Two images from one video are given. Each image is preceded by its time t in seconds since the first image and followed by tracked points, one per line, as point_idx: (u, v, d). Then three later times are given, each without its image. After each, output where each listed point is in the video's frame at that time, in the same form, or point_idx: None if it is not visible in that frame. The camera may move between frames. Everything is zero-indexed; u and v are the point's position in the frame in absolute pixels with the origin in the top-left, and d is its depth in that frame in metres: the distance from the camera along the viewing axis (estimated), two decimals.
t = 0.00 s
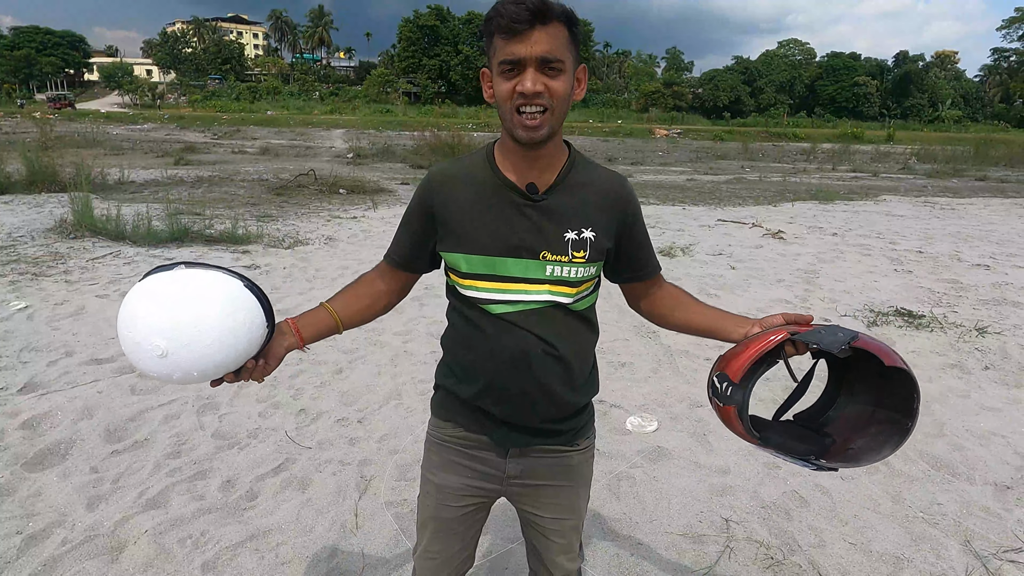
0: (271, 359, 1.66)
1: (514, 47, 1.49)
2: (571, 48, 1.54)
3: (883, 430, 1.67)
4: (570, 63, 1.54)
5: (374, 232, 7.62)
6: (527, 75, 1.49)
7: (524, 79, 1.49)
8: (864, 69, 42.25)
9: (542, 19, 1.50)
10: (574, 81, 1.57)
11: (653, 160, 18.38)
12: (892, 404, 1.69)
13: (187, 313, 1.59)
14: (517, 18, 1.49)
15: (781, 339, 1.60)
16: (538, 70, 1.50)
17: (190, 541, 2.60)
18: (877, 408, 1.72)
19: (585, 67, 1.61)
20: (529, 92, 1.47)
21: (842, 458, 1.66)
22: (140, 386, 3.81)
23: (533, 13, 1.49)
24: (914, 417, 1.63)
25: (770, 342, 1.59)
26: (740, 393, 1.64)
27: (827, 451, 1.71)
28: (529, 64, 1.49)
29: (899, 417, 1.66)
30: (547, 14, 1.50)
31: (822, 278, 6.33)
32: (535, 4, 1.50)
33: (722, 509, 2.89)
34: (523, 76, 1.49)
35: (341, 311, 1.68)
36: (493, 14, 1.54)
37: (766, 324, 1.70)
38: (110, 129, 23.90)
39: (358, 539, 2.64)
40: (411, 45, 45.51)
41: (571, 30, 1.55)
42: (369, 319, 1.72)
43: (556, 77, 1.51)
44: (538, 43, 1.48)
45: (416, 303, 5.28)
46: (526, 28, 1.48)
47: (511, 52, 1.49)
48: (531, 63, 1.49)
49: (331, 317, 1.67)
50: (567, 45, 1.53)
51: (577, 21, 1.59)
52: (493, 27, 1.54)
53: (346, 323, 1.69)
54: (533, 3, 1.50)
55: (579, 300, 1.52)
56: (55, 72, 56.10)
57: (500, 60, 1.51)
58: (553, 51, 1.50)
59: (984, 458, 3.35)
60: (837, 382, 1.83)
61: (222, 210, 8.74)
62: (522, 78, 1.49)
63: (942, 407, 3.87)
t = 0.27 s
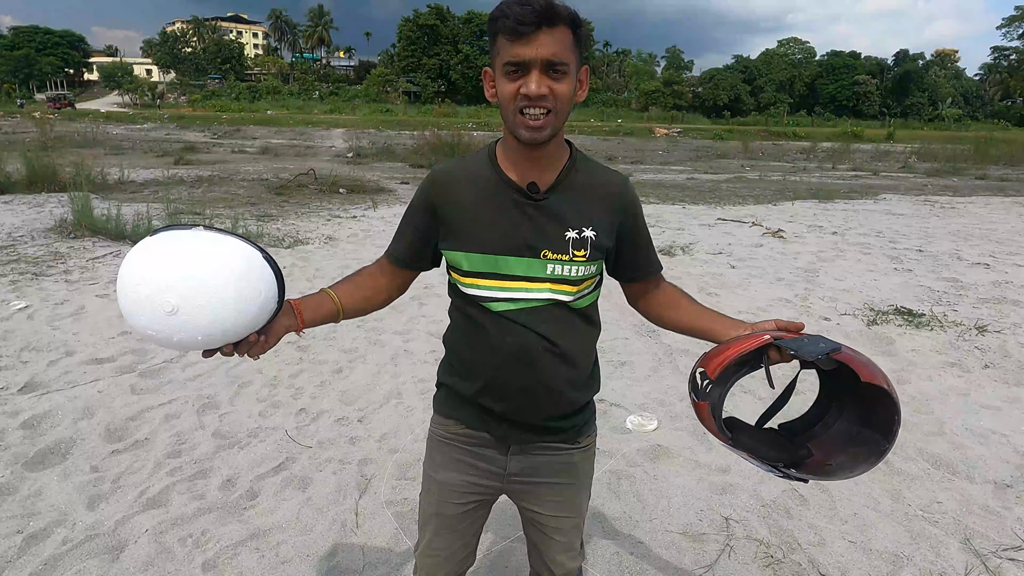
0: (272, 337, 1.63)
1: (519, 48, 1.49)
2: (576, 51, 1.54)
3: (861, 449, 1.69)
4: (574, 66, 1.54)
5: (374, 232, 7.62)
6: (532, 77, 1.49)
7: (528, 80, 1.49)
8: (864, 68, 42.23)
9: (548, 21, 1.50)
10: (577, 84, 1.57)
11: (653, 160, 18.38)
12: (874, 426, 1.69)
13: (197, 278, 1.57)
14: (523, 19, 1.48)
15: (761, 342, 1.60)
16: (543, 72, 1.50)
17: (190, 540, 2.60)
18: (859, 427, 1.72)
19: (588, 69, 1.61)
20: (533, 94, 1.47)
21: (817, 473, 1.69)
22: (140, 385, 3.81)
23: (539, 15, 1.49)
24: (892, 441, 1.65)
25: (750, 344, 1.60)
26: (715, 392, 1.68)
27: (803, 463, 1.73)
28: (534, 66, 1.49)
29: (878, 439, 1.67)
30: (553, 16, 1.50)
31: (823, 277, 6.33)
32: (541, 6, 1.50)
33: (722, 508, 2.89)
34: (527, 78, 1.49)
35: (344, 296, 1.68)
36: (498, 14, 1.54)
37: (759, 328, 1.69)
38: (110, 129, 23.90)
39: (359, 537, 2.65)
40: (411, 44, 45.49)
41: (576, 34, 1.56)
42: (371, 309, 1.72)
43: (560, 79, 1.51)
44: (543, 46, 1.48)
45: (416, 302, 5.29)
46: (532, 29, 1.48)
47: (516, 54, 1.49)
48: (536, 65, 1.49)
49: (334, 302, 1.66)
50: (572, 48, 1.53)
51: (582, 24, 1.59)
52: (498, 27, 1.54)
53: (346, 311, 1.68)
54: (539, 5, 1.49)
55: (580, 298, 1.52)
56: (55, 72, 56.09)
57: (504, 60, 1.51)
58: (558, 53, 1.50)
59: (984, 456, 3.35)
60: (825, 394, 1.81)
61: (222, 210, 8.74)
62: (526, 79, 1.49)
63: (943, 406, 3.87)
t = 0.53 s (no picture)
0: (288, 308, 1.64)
1: (514, 47, 1.49)
2: (571, 50, 1.55)
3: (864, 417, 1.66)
4: (569, 65, 1.54)
5: (374, 231, 7.62)
6: (527, 76, 1.49)
7: (523, 80, 1.49)
8: (863, 67, 42.21)
9: (543, 21, 1.50)
10: (572, 83, 1.57)
11: (653, 159, 18.38)
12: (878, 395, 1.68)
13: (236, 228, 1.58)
14: (519, 19, 1.48)
15: (751, 312, 1.61)
16: (538, 71, 1.50)
17: (190, 539, 2.60)
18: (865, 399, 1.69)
19: (584, 68, 1.61)
20: (528, 93, 1.47)
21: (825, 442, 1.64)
22: (140, 385, 3.82)
23: (533, 14, 1.49)
24: (895, 402, 1.63)
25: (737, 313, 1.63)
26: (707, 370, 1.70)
27: (809, 436, 1.69)
28: (529, 65, 1.49)
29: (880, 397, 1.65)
30: (548, 15, 1.51)
31: (822, 275, 6.34)
32: (536, 5, 1.50)
33: (721, 506, 2.90)
34: (522, 77, 1.49)
35: (354, 281, 1.71)
36: (493, 13, 1.54)
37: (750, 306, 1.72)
38: (110, 129, 23.87)
39: (358, 536, 2.65)
40: (411, 44, 45.48)
41: (571, 33, 1.56)
42: (378, 299, 1.74)
43: (555, 79, 1.51)
44: (538, 45, 1.48)
45: (415, 302, 5.29)
46: (527, 28, 1.48)
47: (511, 53, 1.49)
48: (531, 64, 1.49)
49: (343, 283, 1.70)
50: (567, 47, 1.54)
51: (577, 23, 1.59)
52: (493, 27, 1.54)
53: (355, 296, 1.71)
54: (534, 4, 1.49)
55: (578, 296, 1.52)
56: (55, 72, 56.06)
57: (499, 60, 1.51)
58: (553, 52, 1.50)
59: (983, 455, 3.35)
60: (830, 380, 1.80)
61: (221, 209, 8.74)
62: (521, 79, 1.49)
63: (942, 404, 3.88)
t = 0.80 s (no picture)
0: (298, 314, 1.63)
1: (508, 48, 1.49)
2: (565, 50, 1.55)
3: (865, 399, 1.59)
4: (564, 65, 1.54)
5: (373, 230, 7.61)
6: (521, 77, 1.49)
7: (517, 81, 1.49)
8: (863, 65, 42.20)
9: (537, 21, 1.50)
10: (567, 82, 1.57)
11: (652, 158, 18.38)
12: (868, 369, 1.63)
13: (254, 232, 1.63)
14: (513, 20, 1.49)
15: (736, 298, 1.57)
16: (532, 71, 1.50)
17: (190, 538, 2.61)
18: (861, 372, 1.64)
19: (579, 67, 1.61)
20: (523, 94, 1.47)
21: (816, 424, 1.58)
22: (140, 384, 3.82)
23: (527, 15, 1.49)
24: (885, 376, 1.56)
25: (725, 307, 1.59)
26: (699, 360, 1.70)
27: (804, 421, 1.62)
28: (524, 65, 1.49)
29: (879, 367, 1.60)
30: (542, 15, 1.50)
31: (822, 274, 6.34)
32: (530, 6, 1.50)
33: (720, 505, 2.90)
34: (517, 78, 1.49)
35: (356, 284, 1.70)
36: (487, 13, 1.54)
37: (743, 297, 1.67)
38: (109, 128, 23.84)
39: (358, 535, 2.65)
40: (410, 43, 45.46)
41: (566, 32, 1.56)
42: (381, 304, 1.74)
43: (550, 79, 1.51)
44: (532, 45, 1.48)
45: (415, 301, 5.29)
46: (521, 29, 1.48)
47: (506, 53, 1.49)
48: (525, 65, 1.49)
49: (348, 294, 1.68)
50: (561, 46, 1.54)
51: (572, 21, 1.59)
52: (487, 27, 1.54)
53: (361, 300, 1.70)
54: (528, 4, 1.49)
55: (578, 294, 1.52)
56: (54, 71, 56.04)
57: (494, 60, 1.51)
58: (547, 52, 1.50)
59: (982, 453, 3.36)
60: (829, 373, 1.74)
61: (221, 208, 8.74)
62: (516, 79, 1.49)
63: (941, 403, 3.88)
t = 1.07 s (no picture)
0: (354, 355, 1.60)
1: (505, 40, 1.49)
2: (561, 44, 1.55)
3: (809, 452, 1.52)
4: (560, 59, 1.54)
5: (373, 229, 7.61)
6: (518, 70, 1.48)
7: (514, 73, 1.49)
8: (863, 64, 42.20)
9: (534, 14, 1.50)
10: (563, 77, 1.57)
11: (652, 156, 18.38)
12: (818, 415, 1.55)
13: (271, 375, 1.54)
14: (509, 12, 1.48)
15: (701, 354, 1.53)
16: (529, 64, 1.49)
17: (190, 536, 2.61)
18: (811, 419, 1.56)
19: (575, 62, 1.61)
20: (520, 87, 1.47)
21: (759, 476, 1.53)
22: (140, 383, 3.81)
23: (524, 7, 1.49)
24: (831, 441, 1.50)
25: (692, 352, 1.54)
26: (662, 394, 1.64)
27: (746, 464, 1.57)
28: (520, 58, 1.49)
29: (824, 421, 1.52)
30: (539, 9, 1.50)
31: (822, 273, 6.34)
32: None
33: (720, 503, 2.91)
34: (514, 71, 1.49)
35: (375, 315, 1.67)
36: (484, 7, 1.54)
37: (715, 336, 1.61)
38: (108, 127, 23.80)
39: (358, 533, 2.66)
40: (410, 42, 45.46)
41: (562, 26, 1.56)
42: (402, 326, 1.70)
43: (547, 72, 1.51)
44: (529, 37, 1.48)
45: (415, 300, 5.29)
46: (518, 21, 1.48)
47: (503, 46, 1.49)
48: (522, 58, 1.49)
49: (370, 336, 1.64)
50: (558, 40, 1.54)
51: (567, 16, 1.59)
52: (484, 20, 1.54)
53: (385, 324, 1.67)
54: None
55: (577, 291, 1.53)
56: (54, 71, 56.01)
57: (490, 53, 1.51)
58: (545, 45, 1.49)
59: (982, 451, 3.36)
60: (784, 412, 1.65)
61: (220, 207, 8.75)
62: (512, 72, 1.49)
63: (941, 401, 3.88)
